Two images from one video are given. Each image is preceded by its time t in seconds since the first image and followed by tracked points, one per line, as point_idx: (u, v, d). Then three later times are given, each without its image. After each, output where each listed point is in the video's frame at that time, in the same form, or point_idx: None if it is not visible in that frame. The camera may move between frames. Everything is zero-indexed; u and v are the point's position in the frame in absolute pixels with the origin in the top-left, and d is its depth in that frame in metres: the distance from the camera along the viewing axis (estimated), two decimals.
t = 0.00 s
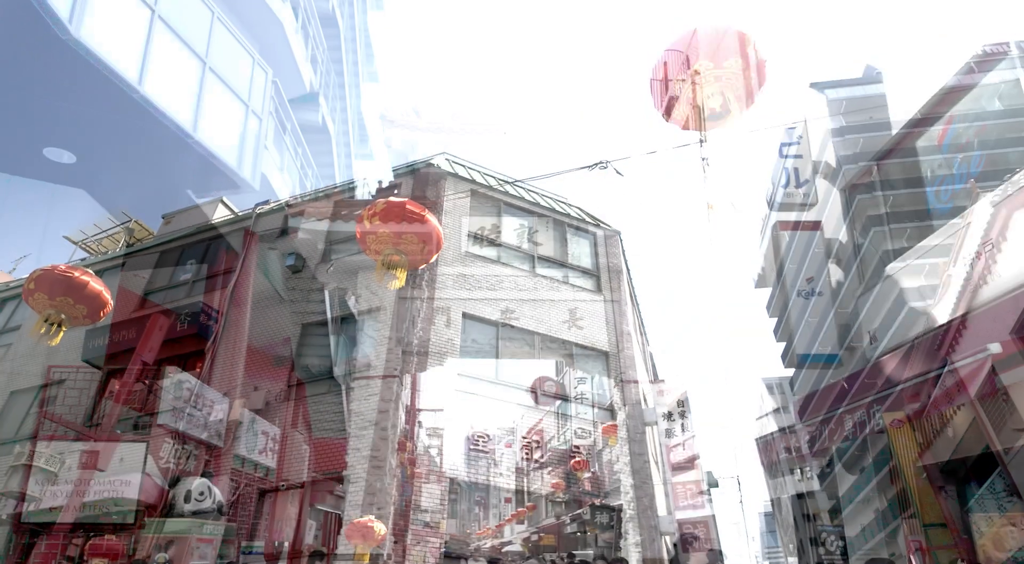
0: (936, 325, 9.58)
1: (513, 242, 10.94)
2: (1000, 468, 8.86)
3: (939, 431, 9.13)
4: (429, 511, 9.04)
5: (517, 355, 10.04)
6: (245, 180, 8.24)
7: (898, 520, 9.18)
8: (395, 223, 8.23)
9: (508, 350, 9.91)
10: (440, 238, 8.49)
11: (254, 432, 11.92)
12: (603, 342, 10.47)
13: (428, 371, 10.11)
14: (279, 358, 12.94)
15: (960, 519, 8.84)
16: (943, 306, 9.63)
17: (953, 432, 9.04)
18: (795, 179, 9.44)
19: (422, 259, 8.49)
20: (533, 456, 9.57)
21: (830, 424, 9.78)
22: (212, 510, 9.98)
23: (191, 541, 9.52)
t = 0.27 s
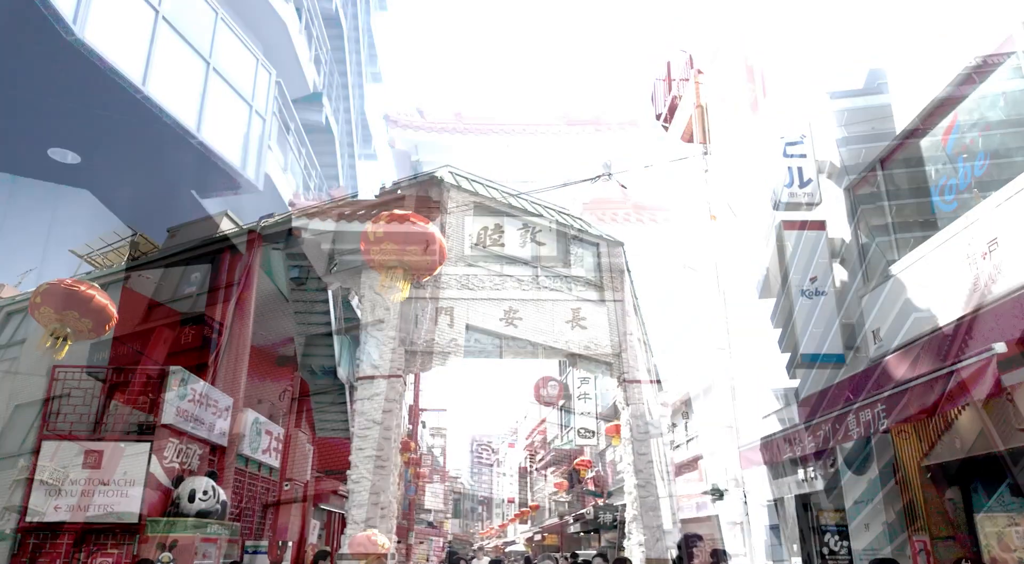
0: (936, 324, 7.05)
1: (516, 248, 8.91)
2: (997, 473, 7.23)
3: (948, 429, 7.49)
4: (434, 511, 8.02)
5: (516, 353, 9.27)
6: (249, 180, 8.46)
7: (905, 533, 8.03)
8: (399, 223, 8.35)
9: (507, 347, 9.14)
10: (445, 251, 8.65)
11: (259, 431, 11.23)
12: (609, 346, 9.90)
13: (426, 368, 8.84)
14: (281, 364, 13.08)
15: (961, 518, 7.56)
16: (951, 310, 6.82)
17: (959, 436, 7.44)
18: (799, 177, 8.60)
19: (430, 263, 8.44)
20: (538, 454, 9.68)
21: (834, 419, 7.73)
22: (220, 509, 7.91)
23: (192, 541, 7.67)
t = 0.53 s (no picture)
0: (941, 324, 6.39)
1: (520, 248, 9.16)
2: (1004, 475, 5.99)
3: (953, 428, 6.40)
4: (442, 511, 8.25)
5: (525, 355, 8.85)
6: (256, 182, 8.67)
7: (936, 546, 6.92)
8: (402, 224, 8.74)
9: (512, 348, 8.72)
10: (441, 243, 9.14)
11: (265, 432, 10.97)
12: (616, 346, 8.83)
13: (431, 369, 8.85)
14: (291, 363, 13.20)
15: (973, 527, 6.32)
16: (958, 313, 6.21)
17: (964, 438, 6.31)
18: (803, 176, 8.25)
19: (433, 263, 8.95)
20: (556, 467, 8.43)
21: (840, 419, 6.70)
22: (224, 508, 7.96)
23: (200, 543, 7.61)
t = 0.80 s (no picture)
0: (947, 322, 6.39)
1: (524, 247, 9.23)
2: (1011, 475, 5.90)
3: (959, 427, 6.28)
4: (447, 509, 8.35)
5: (530, 354, 8.83)
6: (262, 182, 8.67)
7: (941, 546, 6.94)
8: (407, 224, 8.63)
9: (517, 346, 8.69)
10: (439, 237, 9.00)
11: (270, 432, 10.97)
12: (620, 345, 8.80)
13: (435, 368, 8.86)
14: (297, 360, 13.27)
15: (978, 526, 6.26)
16: (963, 312, 6.19)
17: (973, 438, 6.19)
18: (809, 175, 8.22)
19: (437, 262, 8.93)
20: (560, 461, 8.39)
21: (845, 418, 6.64)
22: (230, 507, 7.97)
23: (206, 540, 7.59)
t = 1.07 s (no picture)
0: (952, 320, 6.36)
1: (528, 247, 9.23)
2: (1016, 475, 5.89)
3: (965, 427, 6.28)
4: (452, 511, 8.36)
5: (534, 354, 8.82)
6: (266, 182, 8.70)
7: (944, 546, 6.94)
8: (412, 224, 8.63)
9: (521, 346, 8.69)
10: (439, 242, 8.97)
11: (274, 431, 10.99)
12: (624, 345, 8.80)
13: (439, 368, 8.88)
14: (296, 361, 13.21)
15: (984, 526, 6.23)
16: (969, 310, 6.17)
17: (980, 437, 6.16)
18: (814, 173, 8.18)
19: (441, 262, 8.93)
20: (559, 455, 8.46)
21: (851, 417, 6.62)
22: (235, 507, 8.02)
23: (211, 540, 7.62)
